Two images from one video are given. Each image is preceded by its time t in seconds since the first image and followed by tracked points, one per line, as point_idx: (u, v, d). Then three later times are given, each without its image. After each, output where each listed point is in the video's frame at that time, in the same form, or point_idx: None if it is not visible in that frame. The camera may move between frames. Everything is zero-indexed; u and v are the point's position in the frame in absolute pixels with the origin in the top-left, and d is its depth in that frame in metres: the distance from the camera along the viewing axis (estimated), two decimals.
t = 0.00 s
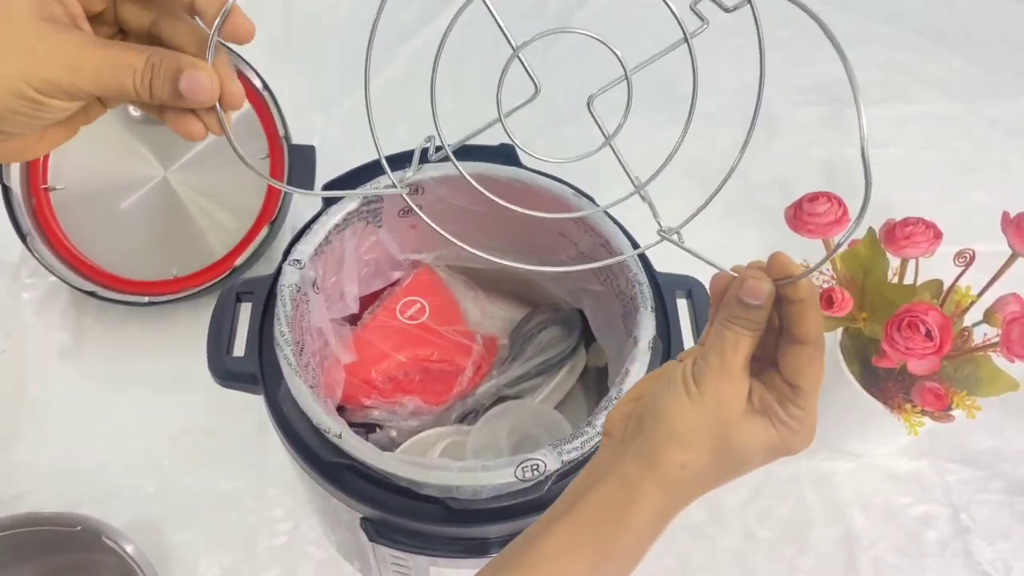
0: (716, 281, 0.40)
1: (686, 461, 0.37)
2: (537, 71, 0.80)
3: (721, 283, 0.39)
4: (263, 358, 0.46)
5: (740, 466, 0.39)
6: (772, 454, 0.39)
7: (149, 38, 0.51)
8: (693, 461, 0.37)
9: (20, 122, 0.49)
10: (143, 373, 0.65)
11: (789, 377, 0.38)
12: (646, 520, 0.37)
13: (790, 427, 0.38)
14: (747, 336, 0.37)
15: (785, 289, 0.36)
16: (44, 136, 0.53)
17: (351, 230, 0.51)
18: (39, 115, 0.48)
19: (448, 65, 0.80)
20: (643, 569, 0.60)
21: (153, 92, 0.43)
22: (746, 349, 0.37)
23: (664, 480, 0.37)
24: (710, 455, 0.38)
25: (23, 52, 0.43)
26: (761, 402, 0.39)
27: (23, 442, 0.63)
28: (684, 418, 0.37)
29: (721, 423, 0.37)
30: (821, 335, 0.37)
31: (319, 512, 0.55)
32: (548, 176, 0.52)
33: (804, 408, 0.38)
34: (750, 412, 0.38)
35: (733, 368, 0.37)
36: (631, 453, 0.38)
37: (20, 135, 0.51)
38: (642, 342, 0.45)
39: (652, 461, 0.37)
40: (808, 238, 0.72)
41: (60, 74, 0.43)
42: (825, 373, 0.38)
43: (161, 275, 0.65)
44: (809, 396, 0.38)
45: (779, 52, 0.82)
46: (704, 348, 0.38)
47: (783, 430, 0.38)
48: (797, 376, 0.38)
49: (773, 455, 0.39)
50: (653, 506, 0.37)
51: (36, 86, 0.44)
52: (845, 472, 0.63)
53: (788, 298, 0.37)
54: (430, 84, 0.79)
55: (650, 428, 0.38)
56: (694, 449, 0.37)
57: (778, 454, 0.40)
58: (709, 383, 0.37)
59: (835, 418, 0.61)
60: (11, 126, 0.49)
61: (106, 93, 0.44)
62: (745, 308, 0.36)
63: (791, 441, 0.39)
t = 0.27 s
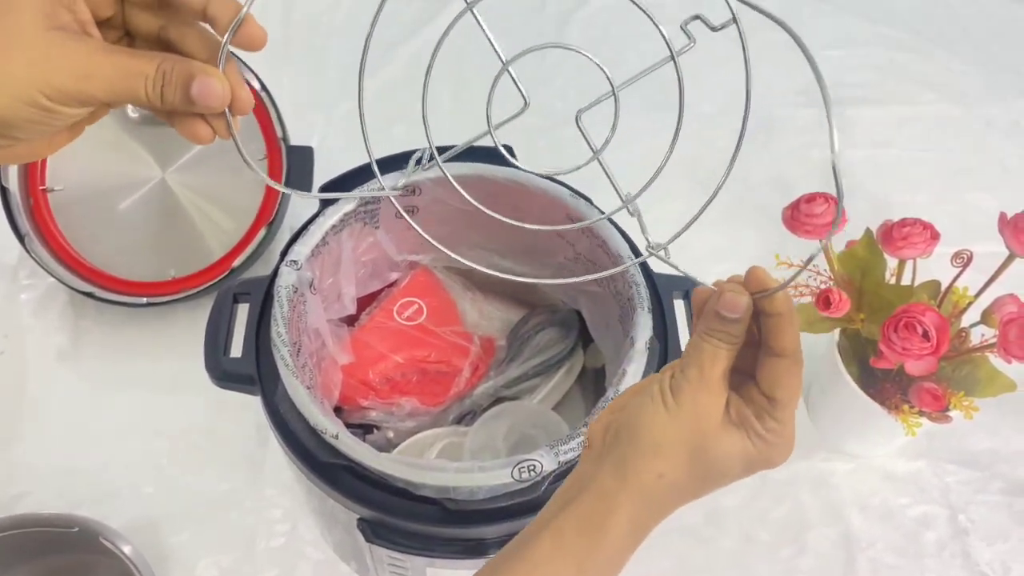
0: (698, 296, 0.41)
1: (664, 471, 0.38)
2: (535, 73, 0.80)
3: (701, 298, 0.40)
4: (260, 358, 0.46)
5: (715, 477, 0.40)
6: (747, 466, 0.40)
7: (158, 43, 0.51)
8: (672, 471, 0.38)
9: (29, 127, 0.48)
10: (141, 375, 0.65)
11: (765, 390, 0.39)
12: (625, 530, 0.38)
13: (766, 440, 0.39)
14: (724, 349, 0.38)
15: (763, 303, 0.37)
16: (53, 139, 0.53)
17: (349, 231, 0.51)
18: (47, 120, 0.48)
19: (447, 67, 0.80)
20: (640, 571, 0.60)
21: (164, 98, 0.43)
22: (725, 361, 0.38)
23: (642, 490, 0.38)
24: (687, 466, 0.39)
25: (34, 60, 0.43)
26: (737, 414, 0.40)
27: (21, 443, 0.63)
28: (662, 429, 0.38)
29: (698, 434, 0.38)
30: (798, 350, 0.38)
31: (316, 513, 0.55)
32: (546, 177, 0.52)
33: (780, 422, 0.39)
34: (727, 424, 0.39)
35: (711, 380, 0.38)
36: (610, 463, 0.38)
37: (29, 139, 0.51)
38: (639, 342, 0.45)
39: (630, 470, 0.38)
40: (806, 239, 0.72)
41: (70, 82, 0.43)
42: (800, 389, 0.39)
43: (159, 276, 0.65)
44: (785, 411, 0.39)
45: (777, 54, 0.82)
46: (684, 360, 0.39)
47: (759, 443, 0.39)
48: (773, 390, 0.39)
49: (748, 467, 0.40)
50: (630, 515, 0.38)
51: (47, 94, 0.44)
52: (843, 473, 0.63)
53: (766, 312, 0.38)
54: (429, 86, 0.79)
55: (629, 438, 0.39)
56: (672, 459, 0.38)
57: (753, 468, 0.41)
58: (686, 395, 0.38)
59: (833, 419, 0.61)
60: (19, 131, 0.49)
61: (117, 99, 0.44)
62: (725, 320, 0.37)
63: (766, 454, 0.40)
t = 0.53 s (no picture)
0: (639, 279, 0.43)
1: (611, 422, 0.36)
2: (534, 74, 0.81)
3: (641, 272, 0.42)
4: (259, 358, 0.46)
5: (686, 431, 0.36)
6: (724, 415, 0.36)
7: None
8: (617, 420, 0.36)
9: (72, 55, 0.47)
10: (141, 375, 0.66)
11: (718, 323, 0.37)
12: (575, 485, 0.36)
13: (727, 372, 0.36)
14: (667, 292, 0.38)
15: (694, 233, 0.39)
16: (89, 77, 0.50)
17: (348, 232, 0.51)
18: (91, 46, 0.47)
19: (446, 68, 0.80)
20: (639, 571, 0.60)
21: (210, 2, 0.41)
22: (672, 299, 0.38)
23: (587, 443, 0.36)
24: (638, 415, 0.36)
25: None
26: (693, 357, 0.37)
27: (20, 443, 0.63)
28: (602, 380, 0.37)
29: (643, 376, 0.37)
30: (738, 269, 0.38)
31: (316, 513, 0.55)
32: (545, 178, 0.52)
33: (740, 349, 0.36)
34: (682, 367, 0.37)
35: (650, 322, 0.37)
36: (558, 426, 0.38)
37: (64, 73, 0.49)
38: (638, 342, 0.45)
39: (572, 424, 0.37)
40: (805, 240, 0.72)
41: None
42: (752, 309, 0.37)
43: (158, 276, 0.66)
44: (741, 334, 0.36)
45: (777, 55, 0.82)
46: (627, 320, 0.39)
47: (720, 378, 0.36)
48: (722, 316, 0.37)
49: (723, 415, 0.36)
50: (579, 473, 0.36)
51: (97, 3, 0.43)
52: (842, 473, 0.63)
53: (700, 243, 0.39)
54: (428, 86, 0.79)
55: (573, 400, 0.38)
56: (618, 408, 0.36)
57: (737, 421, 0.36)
58: (625, 341, 0.37)
59: (831, 419, 0.61)
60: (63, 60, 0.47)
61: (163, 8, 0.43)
62: (660, 261, 0.38)
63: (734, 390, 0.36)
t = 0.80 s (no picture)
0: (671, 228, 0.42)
1: (693, 328, 0.34)
2: (533, 78, 0.81)
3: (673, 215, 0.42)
4: (260, 362, 0.46)
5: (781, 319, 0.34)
6: (814, 292, 0.35)
7: None
8: (700, 322, 0.34)
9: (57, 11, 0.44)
10: (142, 378, 0.66)
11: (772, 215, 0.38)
12: (671, 400, 0.33)
13: (803, 247, 0.36)
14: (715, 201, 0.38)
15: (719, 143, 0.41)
16: (74, 51, 0.47)
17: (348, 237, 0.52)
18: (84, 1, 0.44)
19: (446, 72, 0.81)
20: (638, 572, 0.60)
21: None
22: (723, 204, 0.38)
23: (672, 353, 0.34)
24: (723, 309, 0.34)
25: None
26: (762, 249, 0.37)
27: (22, 446, 0.63)
28: (670, 292, 0.36)
29: (716, 275, 0.35)
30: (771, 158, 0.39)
31: (316, 515, 0.55)
32: (544, 182, 0.52)
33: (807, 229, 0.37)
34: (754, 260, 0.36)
35: (705, 226, 0.37)
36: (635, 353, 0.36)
37: (52, 32, 0.46)
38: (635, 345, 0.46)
39: (648, 345, 0.35)
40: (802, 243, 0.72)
41: None
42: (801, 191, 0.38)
43: (160, 279, 0.66)
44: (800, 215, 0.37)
45: (774, 59, 0.83)
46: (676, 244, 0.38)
47: (798, 254, 0.35)
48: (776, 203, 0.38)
49: (814, 291, 0.35)
50: (674, 385, 0.33)
51: None
52: (838, 475, 0.63)
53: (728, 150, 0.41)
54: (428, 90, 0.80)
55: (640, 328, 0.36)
56: (699, 309, 0.35)
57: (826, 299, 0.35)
58: (683, 251, 0.37)
59: (828, 421, 0.62)
60: (50, 12, 0.44)
61: None
62: (694, 174, 0.39)
63: (815, 262, 0.35)
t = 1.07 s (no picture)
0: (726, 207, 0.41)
1: (763, 323, 0.35)
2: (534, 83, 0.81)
3: (729, 195, 0.41)
4: (263, 368, 0.47)
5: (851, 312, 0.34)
6: (885, 283, 0.34)
7: None
8: (769, 317, 0.35)
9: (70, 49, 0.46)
10: (144, 383, 0.66)
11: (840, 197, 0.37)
12: (735, 396, 0.34)
13: (875, 235, 0.35)
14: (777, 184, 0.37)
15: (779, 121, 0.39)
16: (85, 92, 0.49)
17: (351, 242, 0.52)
18: (91, 40, 0.46)
19: (446, 78, 0.81)
20: None
21: None
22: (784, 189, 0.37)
23: (738, 348, 0.35)
24: (792, 304, 0.35)
25: None
26: (830, 237, 0.36)
27: (24, 451, 0.63)
28: (738, 283, 0.36)
29: (782, 265, 0.35)
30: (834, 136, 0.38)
31: (319, 519, 0.56)
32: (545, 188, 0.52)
33: (878, 213, 0.36)
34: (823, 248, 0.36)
35: (770, 214, 0.36)
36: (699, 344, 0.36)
37: (64, 75, 0.48)
38: (635, 350, 0.46)
39: (717, 338, 0.35)
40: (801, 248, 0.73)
41: None
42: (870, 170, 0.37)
43: (162, 285, 0.66)
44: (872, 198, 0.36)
45: (773, 64, 0.83)
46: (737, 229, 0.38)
47: (870, 244, 0.35)
48: (846, 186, 0.37)
49: (886, 282, 0.34)
50: (740, 380, 0.34)
51: None
52: (838, 479, 0.63)
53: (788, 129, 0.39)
54: (428, 96, 0.80)
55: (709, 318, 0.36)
56: (767, 304, 0.35)
57: (900, 288, 0.35)
58: (748, 238, 0.36)
59: (827, 425, 0.62)
60: (59, 55, 0.46)
61: None
62: (754, 157, 0.37)
63: (888, 251, 0.35)
